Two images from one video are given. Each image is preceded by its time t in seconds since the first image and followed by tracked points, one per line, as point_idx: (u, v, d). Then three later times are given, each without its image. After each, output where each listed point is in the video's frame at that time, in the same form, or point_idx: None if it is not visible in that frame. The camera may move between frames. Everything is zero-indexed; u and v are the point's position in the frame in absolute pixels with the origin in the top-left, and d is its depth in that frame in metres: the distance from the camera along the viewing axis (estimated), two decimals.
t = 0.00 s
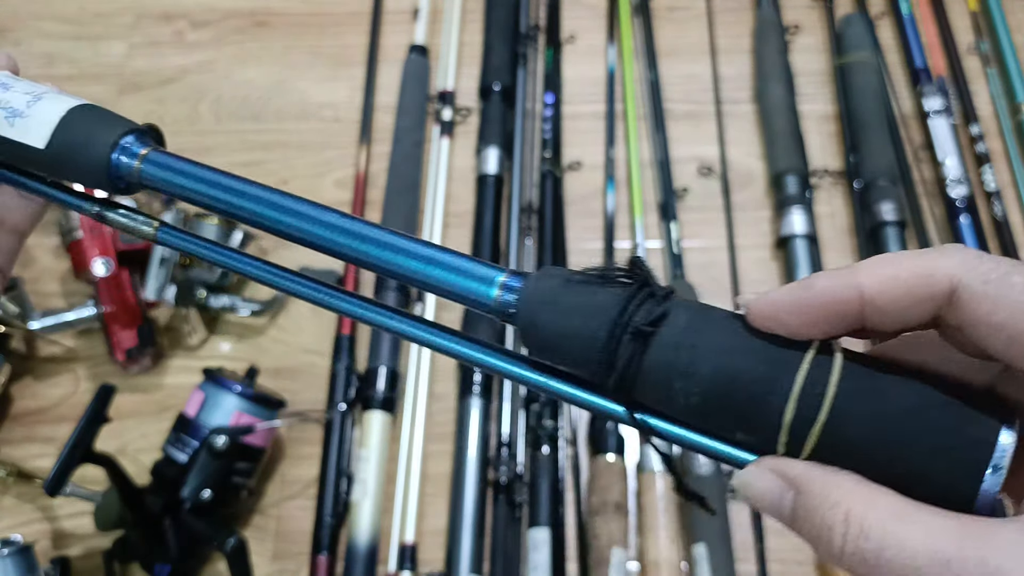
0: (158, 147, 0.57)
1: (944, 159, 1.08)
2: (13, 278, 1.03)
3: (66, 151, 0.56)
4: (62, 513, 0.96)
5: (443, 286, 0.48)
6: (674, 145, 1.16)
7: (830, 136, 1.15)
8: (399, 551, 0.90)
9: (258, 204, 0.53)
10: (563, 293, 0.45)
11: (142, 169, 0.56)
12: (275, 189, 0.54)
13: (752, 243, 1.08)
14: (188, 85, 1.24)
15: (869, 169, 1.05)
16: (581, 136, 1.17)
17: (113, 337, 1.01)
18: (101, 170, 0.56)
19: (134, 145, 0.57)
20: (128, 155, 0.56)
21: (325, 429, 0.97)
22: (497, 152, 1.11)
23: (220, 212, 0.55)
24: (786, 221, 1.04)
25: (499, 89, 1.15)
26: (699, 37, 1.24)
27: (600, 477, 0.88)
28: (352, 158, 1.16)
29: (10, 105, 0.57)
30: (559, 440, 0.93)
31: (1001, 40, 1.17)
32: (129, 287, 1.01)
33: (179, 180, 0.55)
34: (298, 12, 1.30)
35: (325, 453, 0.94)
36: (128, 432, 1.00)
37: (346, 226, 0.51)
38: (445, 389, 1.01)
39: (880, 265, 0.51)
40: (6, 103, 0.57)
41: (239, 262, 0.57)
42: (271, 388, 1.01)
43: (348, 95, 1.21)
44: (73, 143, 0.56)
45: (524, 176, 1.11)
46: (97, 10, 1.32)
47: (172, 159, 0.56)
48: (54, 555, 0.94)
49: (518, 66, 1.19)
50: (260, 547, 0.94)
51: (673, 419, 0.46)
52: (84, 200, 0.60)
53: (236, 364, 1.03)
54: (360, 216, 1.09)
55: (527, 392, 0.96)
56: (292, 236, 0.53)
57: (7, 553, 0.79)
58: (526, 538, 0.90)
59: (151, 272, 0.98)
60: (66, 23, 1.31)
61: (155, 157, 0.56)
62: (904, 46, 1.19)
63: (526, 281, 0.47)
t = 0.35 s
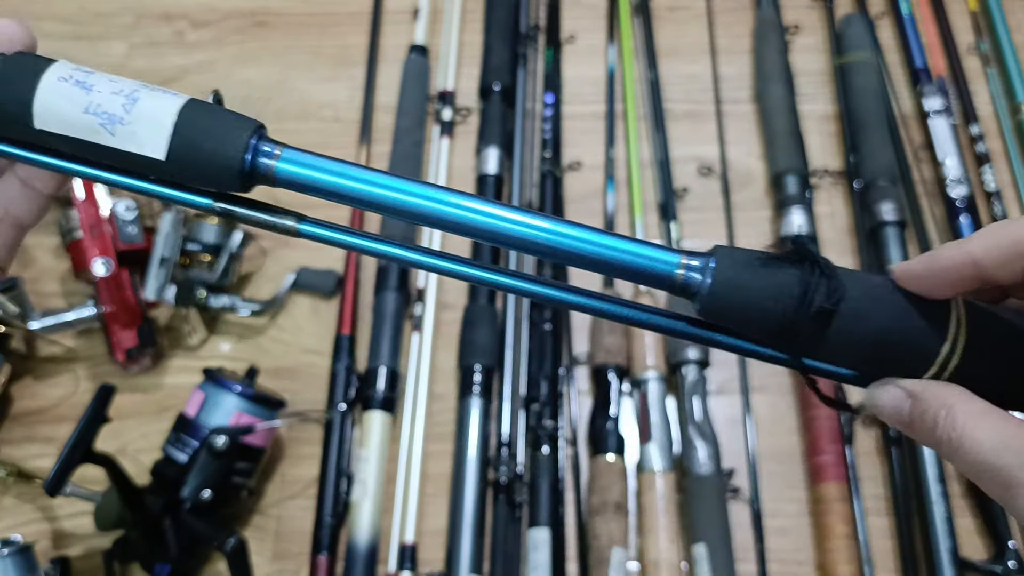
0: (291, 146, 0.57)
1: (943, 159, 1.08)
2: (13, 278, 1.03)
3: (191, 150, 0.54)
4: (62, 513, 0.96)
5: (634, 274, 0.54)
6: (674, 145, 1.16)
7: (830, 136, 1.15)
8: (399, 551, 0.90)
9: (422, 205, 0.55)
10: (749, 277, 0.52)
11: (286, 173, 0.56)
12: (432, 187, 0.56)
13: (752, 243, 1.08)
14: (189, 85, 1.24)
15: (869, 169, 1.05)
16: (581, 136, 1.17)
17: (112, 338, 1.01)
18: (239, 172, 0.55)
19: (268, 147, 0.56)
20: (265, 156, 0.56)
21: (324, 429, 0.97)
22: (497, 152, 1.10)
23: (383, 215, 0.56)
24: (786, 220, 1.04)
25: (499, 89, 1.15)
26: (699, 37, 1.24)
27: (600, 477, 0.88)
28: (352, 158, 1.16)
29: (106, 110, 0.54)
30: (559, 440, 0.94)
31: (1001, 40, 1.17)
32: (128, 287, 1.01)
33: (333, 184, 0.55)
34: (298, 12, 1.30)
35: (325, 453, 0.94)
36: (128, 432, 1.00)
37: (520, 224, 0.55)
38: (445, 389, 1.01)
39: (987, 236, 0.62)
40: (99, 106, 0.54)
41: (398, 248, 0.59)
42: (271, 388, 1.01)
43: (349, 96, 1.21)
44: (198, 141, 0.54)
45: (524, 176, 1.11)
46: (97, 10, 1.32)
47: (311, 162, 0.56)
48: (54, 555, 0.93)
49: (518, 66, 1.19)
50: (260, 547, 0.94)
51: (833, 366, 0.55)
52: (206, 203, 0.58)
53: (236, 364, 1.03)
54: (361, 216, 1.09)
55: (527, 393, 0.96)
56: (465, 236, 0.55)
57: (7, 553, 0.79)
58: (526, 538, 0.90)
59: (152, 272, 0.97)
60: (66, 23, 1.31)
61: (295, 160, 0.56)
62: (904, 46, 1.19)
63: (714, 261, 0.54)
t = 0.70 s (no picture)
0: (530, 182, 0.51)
1: (943, 159, 1.08)
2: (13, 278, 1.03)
3: (441, 214, 0.49)
4: (62, 513, 0.96)
5: (860, 308, 0.55)
6: (674, 145, 1.16)
7: (830, 136, 1.16)
8: (399, 551, 0.90)
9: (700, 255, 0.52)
10: (977, 330, 0.56)
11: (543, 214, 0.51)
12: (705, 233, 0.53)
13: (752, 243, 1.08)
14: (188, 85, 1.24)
15: (869, 169, 1.05)
16: (582, 136, 1.17)
17: (113, 338, 1.01)
18: (501, 216, 0.50)
19: (527, 191, 0.50)
20: (523, 200, 0.50)
21: (325, 429, 0.97)
22: (497, 152, 1.10)
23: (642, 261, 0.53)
24: (786, 220, 1.04)
25: (499, 89, 1.15)
26: (699, 37, 1.24)
27: (600, 477, 0.88)
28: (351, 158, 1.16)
29: (359, 176, 0.47)
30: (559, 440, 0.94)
31: (1001, 40, 1.17)
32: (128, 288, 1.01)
33: (600, 230, 0.51)
34: (298, 12, 1.30)
35: (325, 453, 0.94)
36: (129, 432, 1.00)
37: (815, 279, 0.54)
38: (445, 389, 1.01)
39: None
40: (349, 172, 0.47)
41: (638, 266, 0.53)
42: (271, 388, 1.01)
43: (348, 96, 1.21)
44: (466, 197, 0.49)
45: (524, 176, 1.11)
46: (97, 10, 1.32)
47: (583, 206, 0.51)
48: (54, 555, 0.93)
49: (518, 67, 1.19)
50: (260, 547, 0.94)
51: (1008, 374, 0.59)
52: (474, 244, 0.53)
53: (236, 364, 1.03)
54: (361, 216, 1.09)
55: (527, 393, 0.96)
56: (737, 276, 0.53)
57: (7, 553, 0.79)
58: (527, 538, 0.90)
59: (152, 273, 0.97)
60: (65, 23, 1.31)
61: (555, 197, 0.51)
62: (904, 46, 1.19)
63: (946, 295, 0.56)
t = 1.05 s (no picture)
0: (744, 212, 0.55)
1: (943, 159, 1.08)
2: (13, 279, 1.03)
3: (654, 246, 0.51)
4: (62, 513, 0.96)
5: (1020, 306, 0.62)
6: (674, 146, 1.16)
7: (830, 136, 1.16)
8: (399, 551, 0.90)
9: (859, 265, 0.58)
10: None
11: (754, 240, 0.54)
12: (858, 243, 0.58)
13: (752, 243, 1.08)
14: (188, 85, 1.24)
15: (869, 169, 1.05)
16: (582, 136, 1.17)
17: (113, 338, 1.01)
18: (718, 243, 0.53)
19: (736, 218, 0.54)
20: (735, 228, 0.54)
21: (324, 429, 0.97)
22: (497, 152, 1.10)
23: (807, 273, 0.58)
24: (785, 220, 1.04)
25: (499, 89, 1.15)
26: (699, 37, 1.24)
27: (600, 477, 0.88)
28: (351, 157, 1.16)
29: (578, 213, 0.49)
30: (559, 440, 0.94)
31: (1001, 39, 1.17)
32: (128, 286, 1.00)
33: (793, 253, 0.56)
34: (298, 12, 1.30)
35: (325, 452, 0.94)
36: (128, 431, 1.00)
37: (978, 286, 0.60)
38: (445, 389, 1.01)
39: None
40: (570, 209, 0.48)
41: (818, 284, 0.58)
42: (271, 388, 1.01)
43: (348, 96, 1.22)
44: (678, 225, 0.50)
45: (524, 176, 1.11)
46: (98, 11, 1.32)
47: (773, 230, 0.56)
48: (54, 555, 0.93)
49: (518, 67, 1.19)
50: (260, 547, 0.94)
51: None
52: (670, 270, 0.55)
53: (236, 364, 1.03)
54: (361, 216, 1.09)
55: (527, 393, 0.96)
56: (916, 290, 0.59)
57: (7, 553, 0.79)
58: (527, 538, 0.90)
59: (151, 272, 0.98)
60: (66, 23, 1.31)
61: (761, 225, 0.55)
62: (904, 46, 1.19)
63: None
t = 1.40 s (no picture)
0: (808, 224, 0.55)
1: (943, 159, 1.08)
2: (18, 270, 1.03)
3: (722, 255, 0.51)
4: (61, 513, 0.96)
5: None
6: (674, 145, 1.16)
7: (830, 136, 1.16)
8: (399, 551, 0.90)
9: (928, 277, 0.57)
10: None
11: (814, 253, 0.55)
12: (928, 253, 0.58)
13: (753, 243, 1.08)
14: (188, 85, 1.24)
15: (869, 169, 1.05)
16: (582, 136, 1.17)
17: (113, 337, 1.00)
18: (782, 253, 0.53)
19: (799, 229, 0.54)
20: (798, 241, 0.54)
21: (324, 429, 0.97)
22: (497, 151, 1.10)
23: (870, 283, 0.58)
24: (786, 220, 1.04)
25: (499, 89, 1.14)
26: (699, 37, 1.24)
27: (600, 477, 0.88)
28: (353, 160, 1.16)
29: (647, 223, 0.49)
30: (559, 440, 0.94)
31: (1001, 39, 1.17)
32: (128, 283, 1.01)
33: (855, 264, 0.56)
34: (298, 12, 1.30)
35: (325, 452, 0.94)
36: (128, 432, 1.00)
37: None
38: (445, 389, 1.01)
39: None
40: (638, 220, 0.49)
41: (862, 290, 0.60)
42: (271, 388, 1.01)
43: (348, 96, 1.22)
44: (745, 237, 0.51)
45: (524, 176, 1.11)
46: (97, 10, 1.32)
47: (839, 241, 0.56)
48: (54, 556, 0.93)
49: (518, 67, 1.19)
50: (260, 547, 0.93)
51: None
52: (733, 280, 0.55)
53: (236, 364, 1.03)
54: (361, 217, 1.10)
55: (527, 393, 0.96)
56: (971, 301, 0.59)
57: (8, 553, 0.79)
58: (527, 538, 0.90)
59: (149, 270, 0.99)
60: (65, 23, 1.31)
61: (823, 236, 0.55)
62: (904, 46, 1.19)
63: None
